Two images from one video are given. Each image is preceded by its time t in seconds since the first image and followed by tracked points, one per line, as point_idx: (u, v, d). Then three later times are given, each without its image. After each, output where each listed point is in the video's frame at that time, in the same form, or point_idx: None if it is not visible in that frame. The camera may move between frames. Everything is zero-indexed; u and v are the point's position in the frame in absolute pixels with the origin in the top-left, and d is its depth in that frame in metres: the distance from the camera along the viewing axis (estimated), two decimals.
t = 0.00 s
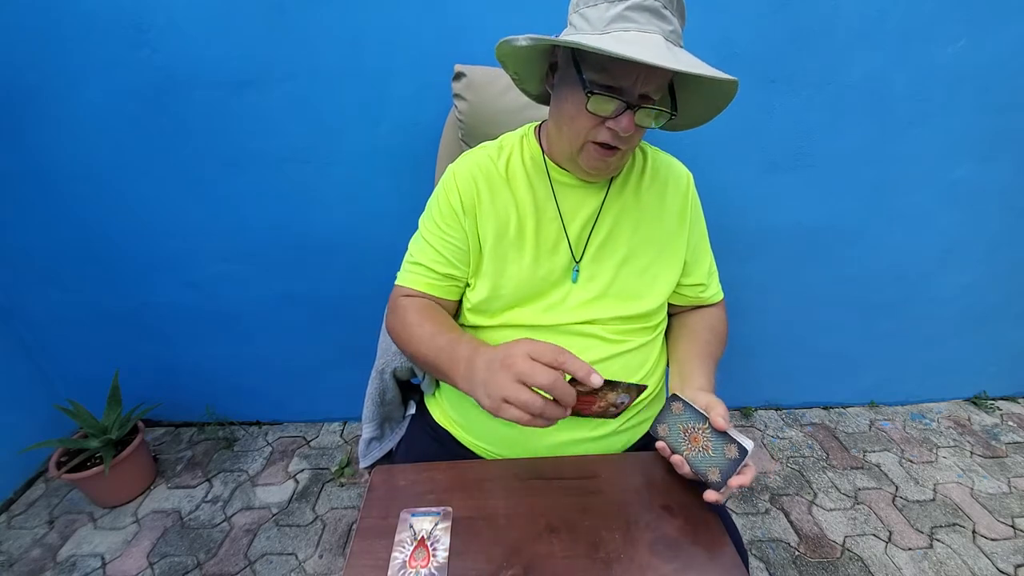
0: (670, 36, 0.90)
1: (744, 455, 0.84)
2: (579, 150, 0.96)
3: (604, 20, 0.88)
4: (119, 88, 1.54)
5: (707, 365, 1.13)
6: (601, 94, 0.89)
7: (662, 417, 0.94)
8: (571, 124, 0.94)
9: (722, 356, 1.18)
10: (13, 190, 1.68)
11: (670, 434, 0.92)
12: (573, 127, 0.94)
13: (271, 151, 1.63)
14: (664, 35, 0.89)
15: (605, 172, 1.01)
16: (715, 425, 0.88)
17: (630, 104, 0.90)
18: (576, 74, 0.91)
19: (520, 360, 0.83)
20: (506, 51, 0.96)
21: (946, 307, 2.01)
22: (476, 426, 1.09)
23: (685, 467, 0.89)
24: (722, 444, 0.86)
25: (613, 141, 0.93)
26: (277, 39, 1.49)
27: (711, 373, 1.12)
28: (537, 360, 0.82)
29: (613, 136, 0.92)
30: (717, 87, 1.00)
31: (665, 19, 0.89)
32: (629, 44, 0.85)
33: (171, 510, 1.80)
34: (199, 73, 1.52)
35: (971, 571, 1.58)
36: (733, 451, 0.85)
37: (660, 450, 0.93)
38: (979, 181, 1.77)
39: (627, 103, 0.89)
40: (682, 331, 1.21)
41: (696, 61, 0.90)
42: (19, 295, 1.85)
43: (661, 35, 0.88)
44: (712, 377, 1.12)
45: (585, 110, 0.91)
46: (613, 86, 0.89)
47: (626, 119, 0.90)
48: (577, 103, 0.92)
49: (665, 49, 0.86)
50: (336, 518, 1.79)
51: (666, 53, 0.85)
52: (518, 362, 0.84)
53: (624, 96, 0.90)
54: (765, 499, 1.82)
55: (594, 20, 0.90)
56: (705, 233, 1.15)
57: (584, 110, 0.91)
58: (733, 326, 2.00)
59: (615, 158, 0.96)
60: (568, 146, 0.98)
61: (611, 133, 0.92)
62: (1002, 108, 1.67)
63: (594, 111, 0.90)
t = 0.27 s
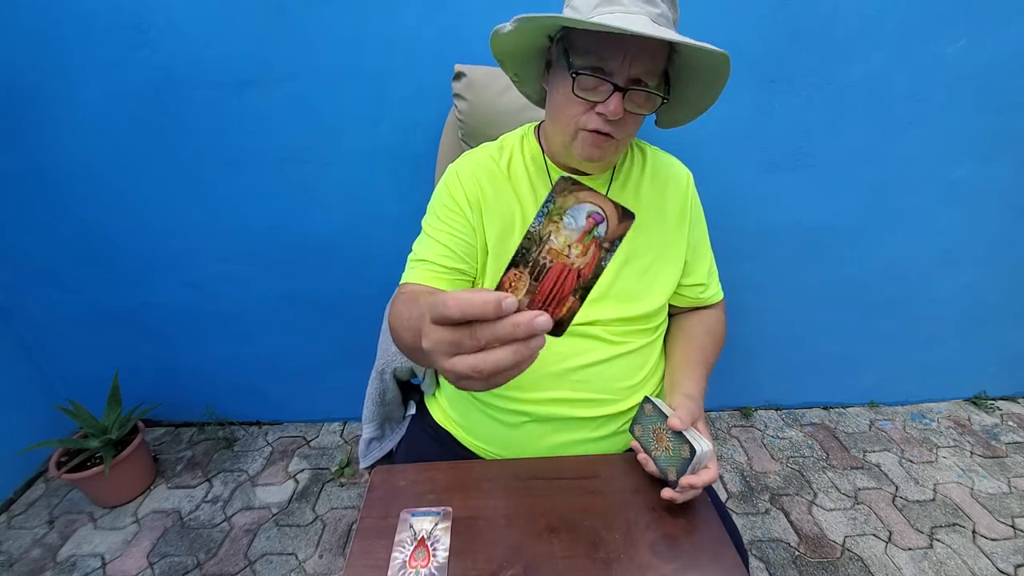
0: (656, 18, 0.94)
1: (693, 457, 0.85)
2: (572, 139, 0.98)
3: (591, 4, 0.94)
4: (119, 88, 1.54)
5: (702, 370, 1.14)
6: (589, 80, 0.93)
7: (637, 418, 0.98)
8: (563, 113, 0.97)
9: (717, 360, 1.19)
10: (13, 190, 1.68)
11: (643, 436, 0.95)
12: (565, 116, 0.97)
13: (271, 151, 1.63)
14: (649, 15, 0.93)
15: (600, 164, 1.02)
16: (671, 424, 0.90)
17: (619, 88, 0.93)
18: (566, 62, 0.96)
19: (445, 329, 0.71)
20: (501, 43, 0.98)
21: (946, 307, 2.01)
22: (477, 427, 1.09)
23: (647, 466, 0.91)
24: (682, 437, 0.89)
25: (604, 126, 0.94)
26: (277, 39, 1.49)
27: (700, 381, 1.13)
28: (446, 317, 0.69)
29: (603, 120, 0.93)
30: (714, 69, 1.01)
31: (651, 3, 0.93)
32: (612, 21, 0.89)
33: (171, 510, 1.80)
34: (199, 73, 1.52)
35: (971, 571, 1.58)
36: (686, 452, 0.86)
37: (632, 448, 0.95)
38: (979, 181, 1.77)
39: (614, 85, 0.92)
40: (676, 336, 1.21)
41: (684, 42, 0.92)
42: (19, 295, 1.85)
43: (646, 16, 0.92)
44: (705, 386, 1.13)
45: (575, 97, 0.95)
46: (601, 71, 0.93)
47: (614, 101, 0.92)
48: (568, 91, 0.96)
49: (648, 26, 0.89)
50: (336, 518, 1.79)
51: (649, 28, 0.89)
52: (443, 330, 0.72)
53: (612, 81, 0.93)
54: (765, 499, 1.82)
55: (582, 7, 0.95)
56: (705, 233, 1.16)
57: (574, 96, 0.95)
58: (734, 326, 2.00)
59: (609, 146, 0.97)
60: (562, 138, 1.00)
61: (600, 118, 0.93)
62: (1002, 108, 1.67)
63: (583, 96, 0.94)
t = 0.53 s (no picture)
0: (647, 10, 0.94)
1: (690, 456, 0.84)
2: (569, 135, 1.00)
3: None
4: (119, 88, 1.54)
5: (703, 370, 1.15)
6: (582, 75, 0.95)
7: (637, 418, 0.99)
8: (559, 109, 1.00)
9: (717, 359, 1.20)
10: (13, 190, 1.68)
11: (643, 436, 0.96)
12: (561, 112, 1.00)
13: (271, 151, 1.63)
14: (640, 7, 0.93)
15: (598, 160, 1.03)
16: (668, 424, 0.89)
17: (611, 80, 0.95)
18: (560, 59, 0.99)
19: (418, 317, 0.68)
20: (495, 43, 1.03)
21: (946, 307, 2.01)
22: (477, 428, 1.08)
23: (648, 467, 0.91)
24: (677, 436, 0.88)
25: (598, 119, 0.96)
26: (277, 39, 1.49)
27: (701, 381, 1.13)
28: (414, 302, 0.65)
29: (597, 114, 0.95)
30: (710, 53, 1.01)
31: None
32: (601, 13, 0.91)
33: (171, 510, 1.80)
34: (199, 73, 1.52)
35: (971, 571, 1.58)
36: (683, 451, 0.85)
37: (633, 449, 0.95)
38: (979, 181, 1.77)
39: (607, 79, 0.94)
40: (677, 335, 1.21)
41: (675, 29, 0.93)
42: (19, 295, 1.85)
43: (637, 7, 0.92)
44: (705, 387, 1.13)
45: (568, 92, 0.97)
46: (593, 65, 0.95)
47: (606, 94, 0.94)
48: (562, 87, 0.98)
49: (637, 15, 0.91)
50: (336, 518, 1.79)
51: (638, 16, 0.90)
52: (416, 317, 0.69)
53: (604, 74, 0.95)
54: (765, 499, 1.82)
55: None
56: (706, 234, 1.17)
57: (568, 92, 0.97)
58: (733, 326, 2.00)
59: (606, 140, 0.98)
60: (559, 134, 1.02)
61: (594, 112, 0.95)
62: (1002, 108, 1.67)
63: (577, 91, 0.96)
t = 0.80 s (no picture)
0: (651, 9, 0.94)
1: (686, 457, 0.84)
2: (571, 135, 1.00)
3: None
4: (119, 88, 1.54)
5: (704, 371, 1.15)
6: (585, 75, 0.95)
7: (637, 418, 0.99)
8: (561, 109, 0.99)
9: (718, 360, 1.20)
10: (13, 190, 1.69)
11: (642, 436, 0.96)
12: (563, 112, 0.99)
13: (271, 151, 1.63)
14: (644, 6, 0.93)
15: (600, 161, 1.03)
16: (665, 424, 0.89)
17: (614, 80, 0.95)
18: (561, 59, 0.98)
19: (411, 313, 0.68)
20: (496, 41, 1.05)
21: (946, 306, 2.01)
22: (478, 429, 1.08)
23: (645, 466, 0.91)
24: (673, 436, 0.88)
25: (601, 119, 0.95)
26: (277, 39, 1.49)
27: (701, 382, 1.13)
28: (407, 296, 0.65)
29: (600, 114, 0.95)
30: (712, 51, 1.02)
31: None
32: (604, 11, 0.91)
33: (171, 510, 1.80)
34: (199, 73, 1.52)
35: (971, 571, 1.58)
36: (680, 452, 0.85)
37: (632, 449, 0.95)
38: (979, 181, 1.77)
39: (610, 78, 0.94)
40: (680, 336, 1.21)
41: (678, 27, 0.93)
42: (19, 295, 1.85)
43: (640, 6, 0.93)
44: (705, 387, 1.14)
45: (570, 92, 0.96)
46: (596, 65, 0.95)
47: (609, 94, 0.94)
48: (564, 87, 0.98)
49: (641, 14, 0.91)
50: (336, 518, 1.79)
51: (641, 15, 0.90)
52: (409, 314, 0.68)
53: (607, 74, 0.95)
54: (765, 499, 1.82)
55: None
56: (708, 235, 1.17)
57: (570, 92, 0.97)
58: (734, 326, 2.00)
59: (608, 139, 0.98)
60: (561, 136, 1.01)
61: (597, 112, 0.95)
62: (1002, 107, 1.67)
63: (579, 92, 0.96)
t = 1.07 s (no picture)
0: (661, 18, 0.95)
1: (684, 456, 0.83)
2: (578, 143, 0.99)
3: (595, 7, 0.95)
4: (119, 88, 1.54)
5: (704, 372, 1.15)
6: (595, 85, 0.94)
7: (636, 419, 0.99)
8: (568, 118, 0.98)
9: (718, 361, 1.21)
10: (13, 190, 1.69)
11: (642, 436, 0.96)
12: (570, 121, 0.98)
13: (271, 151, 1.63)
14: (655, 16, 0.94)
15: (606, 167, 1.03)
16: (664, 424, 0.89)
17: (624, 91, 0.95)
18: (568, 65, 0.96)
19: (413, 314, 0.67)
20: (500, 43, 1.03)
21: (945, 306, 2.01)
22: (478, 430, 1.08)
23: (644, 466, 0.90)
24: (671, 437, 0.88)
25: (611, 131, 0.96)
26: (277, 39, 1.49)
27: (701, 383, 1.13)
28: (409, 296, 0.64)
29: (611, 125, 0.95)
30: (720, 64, 1.02)
31: (655, 2, 0.95)
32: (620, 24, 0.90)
33: (171, 510, 1.80)
34: (199, 73, 1.52)
35: (971, 571, 1.58)
36: (677, 451, 0.85)
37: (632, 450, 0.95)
38: (979, 181, 1.77)
39: (621, 90, 0.94)
40: (680, 335, 1.21)
41: (689, 41, 0.94)
42: (19, 295, 1.85)
43: (653, 18, 0.93)
44: (705, 387, 1.14)
45: (580, 102, 0.95)
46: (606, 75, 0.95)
47: (621, 106, 0.94)
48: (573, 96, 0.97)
49: (656, 29, 0.91)
50: (336, 518, 1.79)
51: (656, 30, 0.91)
52: (410, 314, 0.67)
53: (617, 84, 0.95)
54: (765, 499, 1.82)
55: (587, 9, 0.96)
56: (708, 236, 1.17)
57: (579, 101, 0.96)
58: (734, 326, 2.00)
59: (617, 149, 0.98)
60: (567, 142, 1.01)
61: (608, 123, 0.95)
62: (1002, 107, 1.67)
63: (589, 102, 0.95)
